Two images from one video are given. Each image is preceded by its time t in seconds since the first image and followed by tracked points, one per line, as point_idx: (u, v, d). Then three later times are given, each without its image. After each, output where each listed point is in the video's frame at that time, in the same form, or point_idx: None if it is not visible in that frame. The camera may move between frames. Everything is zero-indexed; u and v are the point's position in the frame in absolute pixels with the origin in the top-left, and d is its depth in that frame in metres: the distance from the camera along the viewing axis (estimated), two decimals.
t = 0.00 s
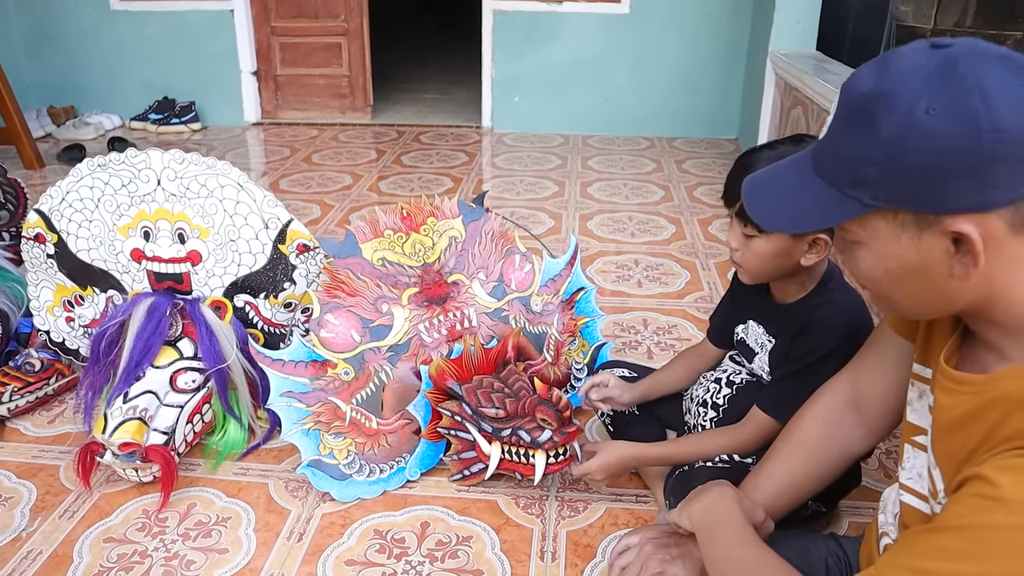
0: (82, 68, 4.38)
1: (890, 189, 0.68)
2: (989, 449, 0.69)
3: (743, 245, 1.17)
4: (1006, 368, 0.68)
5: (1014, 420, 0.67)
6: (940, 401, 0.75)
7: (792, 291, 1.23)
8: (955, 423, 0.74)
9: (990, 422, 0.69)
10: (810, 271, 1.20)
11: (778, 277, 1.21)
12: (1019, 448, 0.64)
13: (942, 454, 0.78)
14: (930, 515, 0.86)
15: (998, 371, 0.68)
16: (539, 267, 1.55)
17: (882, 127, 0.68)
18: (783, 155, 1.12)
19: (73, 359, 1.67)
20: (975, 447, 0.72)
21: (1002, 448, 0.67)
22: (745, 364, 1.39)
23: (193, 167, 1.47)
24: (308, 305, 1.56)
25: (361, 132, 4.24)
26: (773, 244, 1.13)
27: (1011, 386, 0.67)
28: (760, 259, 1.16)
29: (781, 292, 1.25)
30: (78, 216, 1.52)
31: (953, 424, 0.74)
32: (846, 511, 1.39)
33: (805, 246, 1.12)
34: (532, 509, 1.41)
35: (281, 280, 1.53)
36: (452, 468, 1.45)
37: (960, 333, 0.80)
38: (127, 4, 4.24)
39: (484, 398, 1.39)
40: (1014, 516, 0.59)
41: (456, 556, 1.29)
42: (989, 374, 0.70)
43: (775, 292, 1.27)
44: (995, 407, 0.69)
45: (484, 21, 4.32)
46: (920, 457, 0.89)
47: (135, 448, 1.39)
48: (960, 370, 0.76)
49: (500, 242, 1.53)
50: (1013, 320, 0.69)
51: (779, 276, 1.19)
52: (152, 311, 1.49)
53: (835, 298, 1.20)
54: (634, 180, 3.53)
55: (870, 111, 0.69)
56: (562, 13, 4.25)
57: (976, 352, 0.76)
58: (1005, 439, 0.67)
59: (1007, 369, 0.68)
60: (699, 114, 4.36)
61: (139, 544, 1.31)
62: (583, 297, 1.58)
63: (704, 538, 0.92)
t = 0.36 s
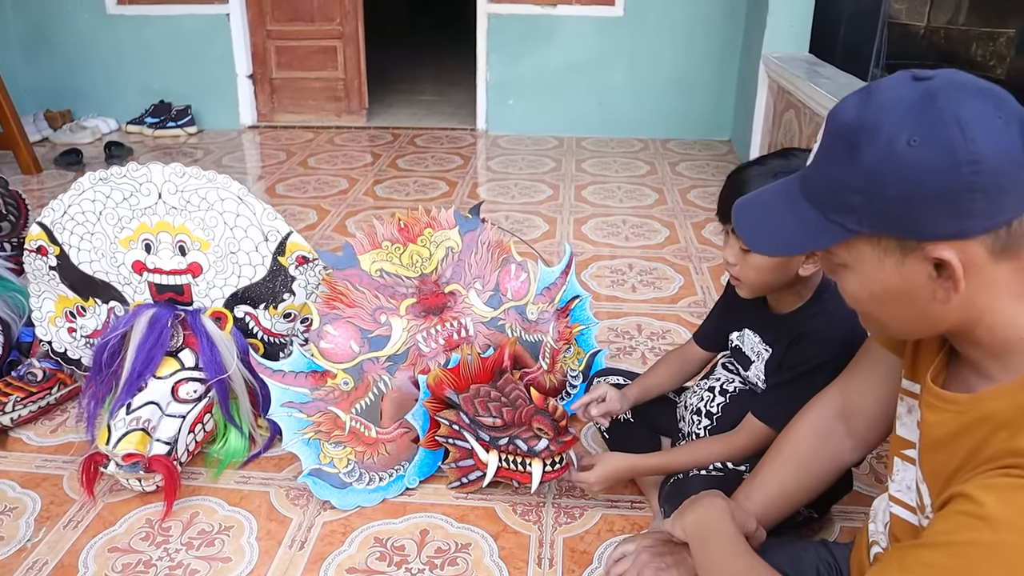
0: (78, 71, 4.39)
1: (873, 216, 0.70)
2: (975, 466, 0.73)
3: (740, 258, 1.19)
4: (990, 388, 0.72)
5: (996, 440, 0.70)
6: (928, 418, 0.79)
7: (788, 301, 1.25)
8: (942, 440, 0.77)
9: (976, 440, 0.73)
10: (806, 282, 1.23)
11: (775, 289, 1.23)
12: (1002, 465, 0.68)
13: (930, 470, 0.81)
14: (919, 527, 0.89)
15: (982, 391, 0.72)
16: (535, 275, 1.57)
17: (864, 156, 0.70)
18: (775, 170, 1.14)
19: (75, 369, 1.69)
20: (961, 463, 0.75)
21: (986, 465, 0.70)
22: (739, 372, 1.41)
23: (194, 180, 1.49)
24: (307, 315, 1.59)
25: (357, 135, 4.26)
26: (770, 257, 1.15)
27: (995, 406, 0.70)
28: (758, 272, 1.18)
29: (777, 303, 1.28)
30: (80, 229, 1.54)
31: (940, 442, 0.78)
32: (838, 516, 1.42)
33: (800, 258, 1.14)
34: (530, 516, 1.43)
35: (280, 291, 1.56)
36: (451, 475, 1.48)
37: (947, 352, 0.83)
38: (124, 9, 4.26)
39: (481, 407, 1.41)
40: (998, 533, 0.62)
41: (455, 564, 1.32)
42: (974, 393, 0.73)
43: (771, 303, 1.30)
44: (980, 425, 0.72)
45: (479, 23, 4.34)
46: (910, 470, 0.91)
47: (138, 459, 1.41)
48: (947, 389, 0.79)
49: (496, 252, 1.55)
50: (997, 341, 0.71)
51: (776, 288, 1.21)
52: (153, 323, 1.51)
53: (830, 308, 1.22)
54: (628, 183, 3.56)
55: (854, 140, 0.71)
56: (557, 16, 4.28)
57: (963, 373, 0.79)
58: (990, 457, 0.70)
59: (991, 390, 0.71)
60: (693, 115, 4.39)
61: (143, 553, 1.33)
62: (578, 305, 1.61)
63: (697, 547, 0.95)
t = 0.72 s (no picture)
0: (25, 80, 4.26)
1: (874, 233, 0.74)
2: (968, 469, 0.78)
3: (725, 266, 1.22)
4: (979, 395, 0.78)
5: (986, 445, 0.76)
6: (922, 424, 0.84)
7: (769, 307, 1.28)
8: (937, 443, 0.83)
9: (967, 444, 0.79)
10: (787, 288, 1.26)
11: (758, 296, 1.27)
12: (996, 468, 0.73)
13: (923, 471, 0.86)
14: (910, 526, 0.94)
15: (972, 399, 0.78)
16: (515, 284, 1.56)
17: (866, 176, 0.74)
18: (761, 180, 1.18)
19: (46, 392, 1.65)
20: (955, 466, 0.81)
21: (979, 469, 0.76)
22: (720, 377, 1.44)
23: (169, 198, 1.48)
24: (287, 330, 1.58)
25: (317, 142, 4.22)
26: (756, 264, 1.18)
27: (986, 413, 0.76)
28: (744, 280, 1.21)
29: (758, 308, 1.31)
30: (51, 249, 1.50)
31: (931, 445, 0.84)
32: (819, 512, 1.47)
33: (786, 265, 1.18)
34: (520, 525, 1.45)
35: (260, 307, 1.54)
36: (440, 487, 1.49)
37: (935, 360, 0.88)
38: (72, 15, 4.15)
39: (469, 418, 1.42)
40: (998, 535, 0.68)
41: None
42: (965, 400, 0.79)
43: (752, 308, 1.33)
44: (971, 430, 0.78)
45: (438, 28, 4.33)
46: (899, 471, 0.96)
47: (122, 483, 1.39)
48: (937, 396, 0.84)
49: (476, 262, 1.54)
50: (985, 349, 0.76)
51: (760, 294, 1.24)
52: (131, 343, 1.48)
53: (810, 313, 1.27)
54: (592, 186, 3.59)
55: (855, 159, 0.75)
56: (517, 20, 4.29)
57: (950, 379, 0.84)
58: (982, 460, 0.76)
59: (980, 396, 0.77)
60: (653, 117, 4.45)
61: None
62: (557, 313, 1.61)
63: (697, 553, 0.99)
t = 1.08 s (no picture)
0: (12, 85, 4.24)
1: (876, 230, 0.74)
2: (971, 465, 0.77)
3: (724, 262, 1.21)
4: (979, 391, 0.77)
5: (989, 440, 0.75)
6: (921, 420, 0.84)
7: (763, 305, 1.28)
8: (938, 440, 0.82)
9: (969, 441, 0.78)
10: (781, 286, 1.26)
11: (753, 293, 1.26)
12: (999, 464, 0.73)
13: (924, 469, 0.86)
14: (912, 524, 0.93)
15: (973, 394, 0.77)
16: (509, 286, 1.56)
17: (867, 172, 0.74)
18: (760, 177, 1.18)
19: (34, 398, 1.63)
20: (956, 463, 0.80)
21: (982, 465, 0.75)
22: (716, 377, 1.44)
23: (160, 201, 1.47)
24: (280, 333, 1.57)
25: (307, 146, 4.20)
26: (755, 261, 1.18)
27: (987, 408, 0.76)
28: (741, 276, 1.21)
29: (750, 306, 1.30)
30: (39, 253, 1.48)
31: (932, 442, 0.83)
32: (816, 513, 1.47)
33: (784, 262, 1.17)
34: (516, 528, 1.44)
35: (253, 311, 1.54)
36: (435, 491, 1.47)
37: (934, 356, 0.88)
38: (60, 20, 4.12)
39: (464, 421, 1.41)
40: (1003, 531, 0.67)
41: None
42: (965, 395, 0.79)
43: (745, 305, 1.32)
44: (972, 426, 0.77)
45: (429, 32, 4.33)
46: (898, 469, 0.96)
47: (112, 489, 1.37)
48: (937, 393, 0.83)
49: (470, 264, 1.53)
50: (986, 345, 0.75)
51: (756, 291, 1.24)
52: (121, 347, 1.45)
53: (804, 310, 1.27)
54: (584, 189, 3.59)
55: (856, 156, 0.75)
56: (507, 24, 4.29)
57: (950, 374, 0.83)
58: (984, 456, 0.75)
59: (980, 392, 0.76)
60: (643, 120, 4.46)
61: None
62: (552, 315, 1.59)
63: (696, 554, 0.98)
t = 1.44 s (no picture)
0: (9, 90, 4.25)
1: (868, 226, 0.75)
2: (962, 458, 0.79)
3: (713, 258, 1.23)
4: (969, 384, 0.78)
5: (979, 433, 0.77)
6: (914, 414, 0.85)
7: (755, 301, 1.30)
8: (930, 433, 0.83)
9: (960, 434, 0.79)
10: (772, 282, 1.27)
11: (743, 290, 1.28)
12: (988, 457, 0.74)
13: (917, 463, 0.87)
14: (905, 518, 0.94)
15: (963, 388, 0.78)
16: (505, 287, 1.56)
17: (859, 169, 0.75)
18: (747, 173, 1.20)
19: (33, 400, 1.63)
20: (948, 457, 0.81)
21: (972, 458, 0.77)
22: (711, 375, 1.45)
23: (159, 203, 1.47)
24: (278, 334, 1.58)
25: (304, 149, 4.21)
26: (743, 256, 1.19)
27: (978, 402, 0.77)
28: (730, 272, 1.22)
29: (743, 303, 1.32)
30: (38, 254, 1.49)
31: (924, 436, 0.84)
32: (812, 510, 1.48)
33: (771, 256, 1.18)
34: (514, 526, 1.45)
35: (251, 311, 1.54)
36: (433, 490, 1.47)
37: (925, 351, 0.89)
38: (56, 24, 4.13)
39: (462, 420, 1.41)
40: (993, 522, 0.68)
41: None
42: (956, 389, 0.80)
43: (738, 303, 1.34)
44: (962, 419, 0.79)
45: (425, 35, 4.34)
46: (890, 463, 0.97)
47: (112, 489, 1.37)
48: (928, 387, 0.85)
49: (467, 265, 1.54)
50: (976, 339, 0.76)
51: (746, 287, 1.25)
52: (120, 348, 1.46)
53: (795, 306, 1.28)
54: (580, 190, 3.60)
55: (848, 154, 0.76)
56: (503, 26, 4.30)
57: (941, 369, 0.84)
58: (974, 449, 0.77)
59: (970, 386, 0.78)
60: (639, 122, 4.47)
61: None
62: (549, 315, 1.59)
63: (693, 549, 0.99)
